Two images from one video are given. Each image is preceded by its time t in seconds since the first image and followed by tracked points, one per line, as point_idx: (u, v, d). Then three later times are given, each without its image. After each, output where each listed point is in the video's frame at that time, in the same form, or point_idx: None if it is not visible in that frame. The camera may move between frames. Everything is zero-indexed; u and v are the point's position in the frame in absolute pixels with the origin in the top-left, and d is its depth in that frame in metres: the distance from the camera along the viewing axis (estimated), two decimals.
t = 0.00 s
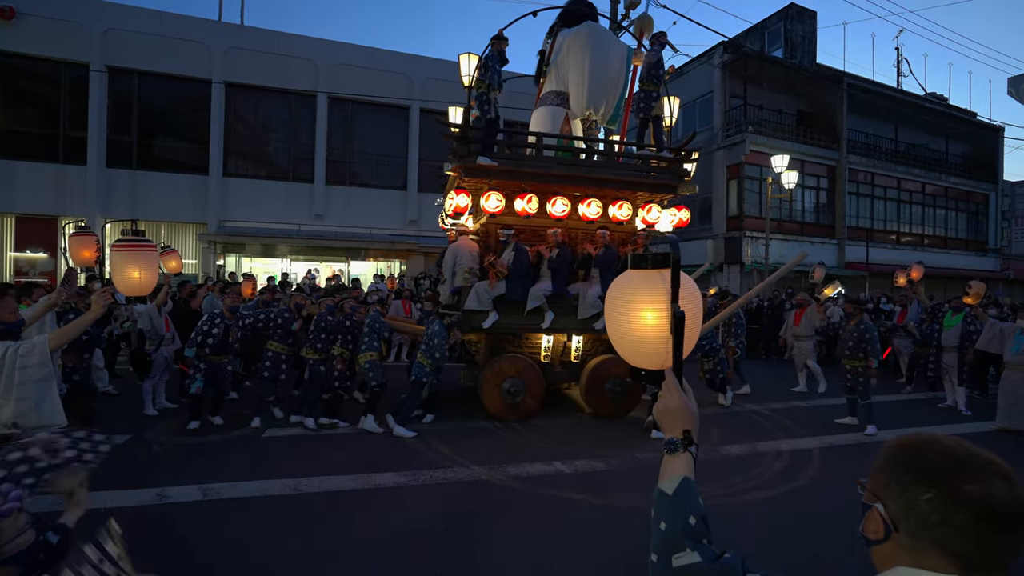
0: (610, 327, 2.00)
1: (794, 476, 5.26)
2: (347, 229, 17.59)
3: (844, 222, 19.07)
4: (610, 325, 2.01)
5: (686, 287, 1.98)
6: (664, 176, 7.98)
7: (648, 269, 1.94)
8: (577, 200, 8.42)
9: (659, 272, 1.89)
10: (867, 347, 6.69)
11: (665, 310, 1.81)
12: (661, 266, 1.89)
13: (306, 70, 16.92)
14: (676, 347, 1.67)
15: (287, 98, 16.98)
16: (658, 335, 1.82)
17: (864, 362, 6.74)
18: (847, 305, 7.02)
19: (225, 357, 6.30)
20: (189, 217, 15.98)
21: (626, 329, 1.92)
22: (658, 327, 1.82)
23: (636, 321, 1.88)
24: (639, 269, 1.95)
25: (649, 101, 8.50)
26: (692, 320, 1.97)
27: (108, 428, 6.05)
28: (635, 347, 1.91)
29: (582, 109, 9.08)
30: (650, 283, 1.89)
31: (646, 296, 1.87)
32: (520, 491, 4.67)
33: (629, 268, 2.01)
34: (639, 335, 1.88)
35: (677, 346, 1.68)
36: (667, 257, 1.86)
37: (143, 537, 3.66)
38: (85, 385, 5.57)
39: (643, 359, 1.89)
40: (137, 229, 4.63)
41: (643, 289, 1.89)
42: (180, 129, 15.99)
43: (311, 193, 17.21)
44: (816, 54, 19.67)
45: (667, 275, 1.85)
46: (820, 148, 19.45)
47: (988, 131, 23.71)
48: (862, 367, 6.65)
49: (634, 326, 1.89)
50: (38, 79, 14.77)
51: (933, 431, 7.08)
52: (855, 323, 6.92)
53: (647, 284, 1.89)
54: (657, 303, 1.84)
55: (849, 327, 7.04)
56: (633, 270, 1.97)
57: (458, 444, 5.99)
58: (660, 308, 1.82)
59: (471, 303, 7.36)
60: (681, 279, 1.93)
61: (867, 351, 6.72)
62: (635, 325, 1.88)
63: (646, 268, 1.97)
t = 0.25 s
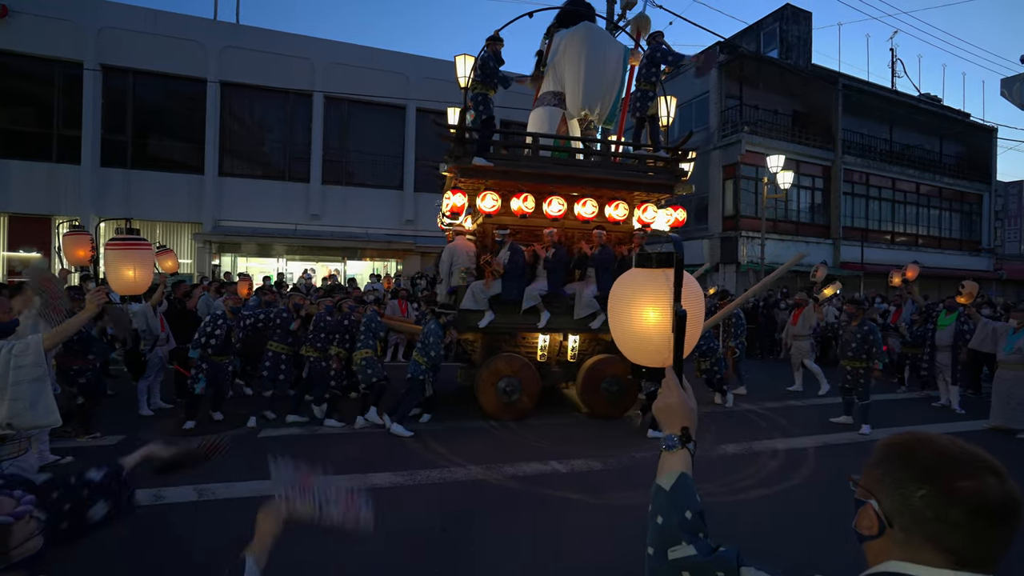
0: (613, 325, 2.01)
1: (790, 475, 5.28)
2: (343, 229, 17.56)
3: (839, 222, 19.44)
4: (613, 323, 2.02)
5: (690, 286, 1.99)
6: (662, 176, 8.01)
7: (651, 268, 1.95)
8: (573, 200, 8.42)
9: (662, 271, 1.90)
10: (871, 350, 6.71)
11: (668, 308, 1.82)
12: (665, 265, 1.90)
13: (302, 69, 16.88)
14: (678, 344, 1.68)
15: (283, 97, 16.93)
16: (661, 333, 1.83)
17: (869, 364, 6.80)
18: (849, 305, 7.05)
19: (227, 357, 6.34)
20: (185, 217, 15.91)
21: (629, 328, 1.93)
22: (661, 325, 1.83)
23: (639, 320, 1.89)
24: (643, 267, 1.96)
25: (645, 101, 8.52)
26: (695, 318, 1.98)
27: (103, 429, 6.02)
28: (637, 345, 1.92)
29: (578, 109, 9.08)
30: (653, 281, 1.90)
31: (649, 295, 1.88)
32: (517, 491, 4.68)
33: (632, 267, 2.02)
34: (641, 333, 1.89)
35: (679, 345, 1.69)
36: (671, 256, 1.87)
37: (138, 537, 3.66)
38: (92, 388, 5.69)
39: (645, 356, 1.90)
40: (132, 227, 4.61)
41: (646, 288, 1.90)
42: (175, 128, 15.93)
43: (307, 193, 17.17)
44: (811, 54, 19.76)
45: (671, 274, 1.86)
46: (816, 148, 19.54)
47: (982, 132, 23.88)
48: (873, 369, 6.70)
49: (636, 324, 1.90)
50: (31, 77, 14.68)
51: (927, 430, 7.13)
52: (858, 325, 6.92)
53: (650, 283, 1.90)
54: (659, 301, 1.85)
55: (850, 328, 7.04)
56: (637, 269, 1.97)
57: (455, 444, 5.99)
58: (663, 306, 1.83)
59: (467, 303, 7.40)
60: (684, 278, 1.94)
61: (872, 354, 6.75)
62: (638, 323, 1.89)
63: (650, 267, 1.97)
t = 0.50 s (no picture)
0: (617, 320, 2.02)
1: (786, 474, 5.30)
2: (340, 228, 17.52)
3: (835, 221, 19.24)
4: (617, 317, 2.02)
5: (694, 283, 2.00)
6: (658, 176, 7.96)
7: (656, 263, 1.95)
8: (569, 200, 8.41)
9: (667, 266, 1.91)
10: (875, 350, 6.76)
11: (672, 304, 1.83)
12: (670, 261, 1.90)
13: (298, 68, 16.83)
14: (683, 340, 1.69)
15: (279, 97, 16.88)
16: (665, 329, 1.85)
17: (872, 364, 6.80)
18: (850, 305, 7.06)
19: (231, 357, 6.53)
20: (180, 216, 15.85)
21: (632, 322, 1.93)
22: (666, 321, 1.84)
23: (643, 315, 1.89)
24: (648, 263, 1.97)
25: (643, 101, 8.47)
26: (700, 314, 1.99)
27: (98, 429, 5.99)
28: (641, 340, 1.92)
29: (575, 109, 9.08)
30: (658, 277, 1.90)
31: (654, 291, 1.89)
32: (514, 490, 4.68)
33: (637, 263, 2.02)
34: (645, 329, 1.89)
35: (683, 340, 1.70)
36: (676, 252, 1.88)
37: (133, 539, 3.64)
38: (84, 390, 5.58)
39: (649, 351, 1.91)
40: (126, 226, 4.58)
41: (651, 284, 1.90)
42: (170, 127, 15.86)
43: (304, 192, 17.13)
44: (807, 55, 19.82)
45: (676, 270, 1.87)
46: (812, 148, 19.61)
47: (976, 132, 24.02)
48: (872, 371, 6.71)
49: (640, 319, 1.90)
50: (25, 75, 14.59)
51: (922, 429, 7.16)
52: (860, 326, 6.96)
53: (654, 278, 1.90)
54: (664, 297, 1.86)
55: (852, 329, 7.09)
56: (642, 264, 1.98)
57: (452, 443, 5.98)
58: (667, 303, 1.85)
59: (463, 302, 7.38)
60: (689, 275, 1.95)
61: (875, 355, 6.79)
62: (641, 319, 1.90)
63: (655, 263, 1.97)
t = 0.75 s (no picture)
0: (615, 317, 2.01)
1: (783, 473, 5.31)
2: (337, 228, 17.49)
3: (832, 222, 19.51)
4: (615, 314, 2.01)
5: (692, 281, 1.99)
6: (656, 175, 7.90)
7: (654, 262, 1.95)
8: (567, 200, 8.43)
9: (664, 264, 1.91)
10: (879, 351, 6.81)
11: (670, 301, 1.83)
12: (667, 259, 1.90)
13: (295, 68, 16.79)
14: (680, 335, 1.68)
15: (276, 96, 16.84)
16: (663, 326, 1.84)
17: (876, 364, 6.85)
18: (850, 306, 7.06)
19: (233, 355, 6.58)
20: (177, 216, 15.79)
21: (630, 319, 1.93)
22: (663, 317, 1.83)
23: (641, 312, 1.89)
24: (646, 260, 1.97)
25: (640, 101, 8.45)
26: (698, 313, 1.98)
27: (94, 429, 5.97)
28: (639, 337, 1.92)
29: (572, 109, 9.08)
30: (656, 275, 1.90)
31: (653, 288, 1.88)
32: (511, 490, 4.68)
33: (635, 259, 2.01)
34: (643, 325, 1.89)
35: (680, 337, 1.70)
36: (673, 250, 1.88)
37: (129, 539, 3.62)
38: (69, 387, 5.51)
39: (647, 348, 1.91)
40: (122, 225, 4.56)
41: (650, 281, 1.90)
42: (167, 126, 15.81)
43: (301, 192, 17.09)
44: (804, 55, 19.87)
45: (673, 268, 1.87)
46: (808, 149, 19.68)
47: (972, 132, 24.12)
48: (868, 371, 6.74)
49: (638, 316, 1.90)
50: (21, 74, 14.52)
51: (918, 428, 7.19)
52: (860, 326, 6.99)
53: (652, 276, 1.90)
54: (662, 294, 1.85)
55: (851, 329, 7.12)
56: (640, 262, 1.97)
57: (449, 442, 5.98)
58: (665, 299, 1.84)
59: (460, 302, 7.44)
60: (687, 272, 1.95)
61: (879, 355, 6.84)
62: (640, 316, 1.89)
63: (653, 261, 1.98)
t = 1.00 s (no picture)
0: (612, 318, 2.02)
1: (780, 475, 5.32)
2: (335, 231, 17.48)
3: (829, 224, 19.55)
4: (612, 315, 2.02)
5: (689, 281, 2.00)
6: (655, 177, 7.85)
7: (651, 262, 1.96)
8: (563, 203, 8.52)
9: (662, 265, 1.92)
10: (876, 353, 6.79)
11: (667, 302, 1.83)
12: (664, 259, 1.92)
13: (294, 70, 16.80)
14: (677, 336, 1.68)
15: (275, 98, 16.85)
16: (660, 327, 1.85)
17: (870, 367, 6.83)
18: (847, 308, 7.08)
19: (235, 357, 6.57)
20: (175, 218, 15.77)
21: (628, 320, 1.93)
22: (661, 317, 1.84)
23: (638, 313, 1.90)
24: (642, 261, 1.97)
25: (637, 104, 8.47)
26: (694, 313, 1.99)
27: (90, 432, 5.94)
28: (636, 337, 1.92)
29: (570, 113, 9.09)
30: (652, 275, 1.91)
31: (649, 289, 1.89)
32: (509, 492, 4.68)
33: (633, 260, 2.01)
34: (641, 326, 1.89)
35: (677, 337, 1.70)
36: (670, 250, 1.88)
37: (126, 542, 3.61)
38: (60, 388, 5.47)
39: (644, 348, 1.91)
40: (119, 226, 4.56)
41: (646, 281, 1.91)
42: (165, 128, 15.81)
43: (299, 194, 17.09)
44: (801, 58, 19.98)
45: (669, 268, 1.88)
46: (806, 151, 19.76)
47: (967, 135, 24.26)
48: (866, 374, 6.76)
49: (636, 317, 1.90)
50: (18, 76, 14.52)
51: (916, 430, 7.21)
52: (858, 329, 7.03)
53: (649, 277, 1.91)
54: (658, 294, 1.86)
55: (849, 331, 7.15)
56: (636, 263, 1.98)
57: (447, 445, 5.97)
58: (662, 300, 1.85)
59: (457, 304, 7.49)
60: (683, 272, 1.95)
61: (875, 358, 6.82)
62: (637, 316, 1.90)
63: (650, 261, 1.98)
